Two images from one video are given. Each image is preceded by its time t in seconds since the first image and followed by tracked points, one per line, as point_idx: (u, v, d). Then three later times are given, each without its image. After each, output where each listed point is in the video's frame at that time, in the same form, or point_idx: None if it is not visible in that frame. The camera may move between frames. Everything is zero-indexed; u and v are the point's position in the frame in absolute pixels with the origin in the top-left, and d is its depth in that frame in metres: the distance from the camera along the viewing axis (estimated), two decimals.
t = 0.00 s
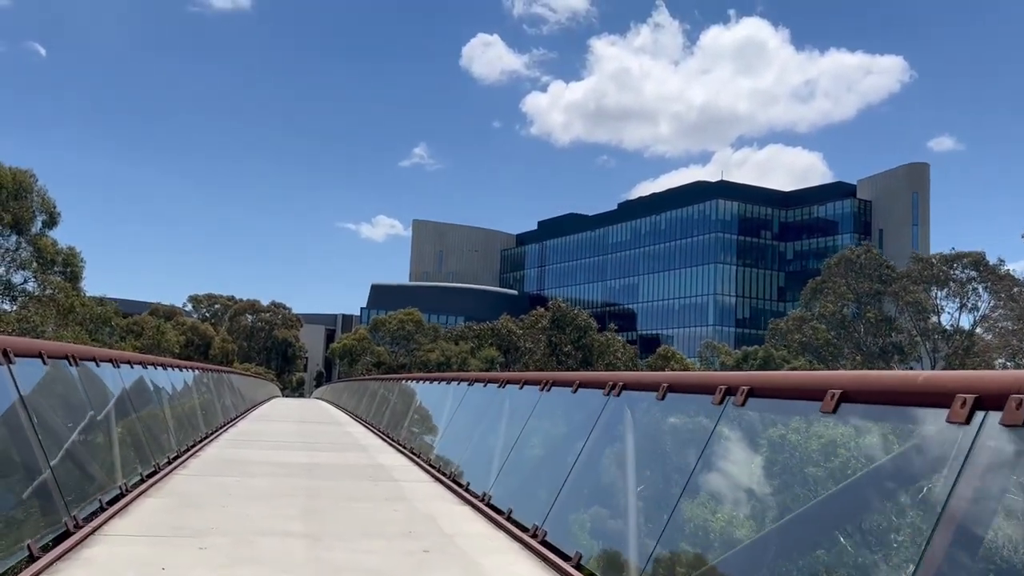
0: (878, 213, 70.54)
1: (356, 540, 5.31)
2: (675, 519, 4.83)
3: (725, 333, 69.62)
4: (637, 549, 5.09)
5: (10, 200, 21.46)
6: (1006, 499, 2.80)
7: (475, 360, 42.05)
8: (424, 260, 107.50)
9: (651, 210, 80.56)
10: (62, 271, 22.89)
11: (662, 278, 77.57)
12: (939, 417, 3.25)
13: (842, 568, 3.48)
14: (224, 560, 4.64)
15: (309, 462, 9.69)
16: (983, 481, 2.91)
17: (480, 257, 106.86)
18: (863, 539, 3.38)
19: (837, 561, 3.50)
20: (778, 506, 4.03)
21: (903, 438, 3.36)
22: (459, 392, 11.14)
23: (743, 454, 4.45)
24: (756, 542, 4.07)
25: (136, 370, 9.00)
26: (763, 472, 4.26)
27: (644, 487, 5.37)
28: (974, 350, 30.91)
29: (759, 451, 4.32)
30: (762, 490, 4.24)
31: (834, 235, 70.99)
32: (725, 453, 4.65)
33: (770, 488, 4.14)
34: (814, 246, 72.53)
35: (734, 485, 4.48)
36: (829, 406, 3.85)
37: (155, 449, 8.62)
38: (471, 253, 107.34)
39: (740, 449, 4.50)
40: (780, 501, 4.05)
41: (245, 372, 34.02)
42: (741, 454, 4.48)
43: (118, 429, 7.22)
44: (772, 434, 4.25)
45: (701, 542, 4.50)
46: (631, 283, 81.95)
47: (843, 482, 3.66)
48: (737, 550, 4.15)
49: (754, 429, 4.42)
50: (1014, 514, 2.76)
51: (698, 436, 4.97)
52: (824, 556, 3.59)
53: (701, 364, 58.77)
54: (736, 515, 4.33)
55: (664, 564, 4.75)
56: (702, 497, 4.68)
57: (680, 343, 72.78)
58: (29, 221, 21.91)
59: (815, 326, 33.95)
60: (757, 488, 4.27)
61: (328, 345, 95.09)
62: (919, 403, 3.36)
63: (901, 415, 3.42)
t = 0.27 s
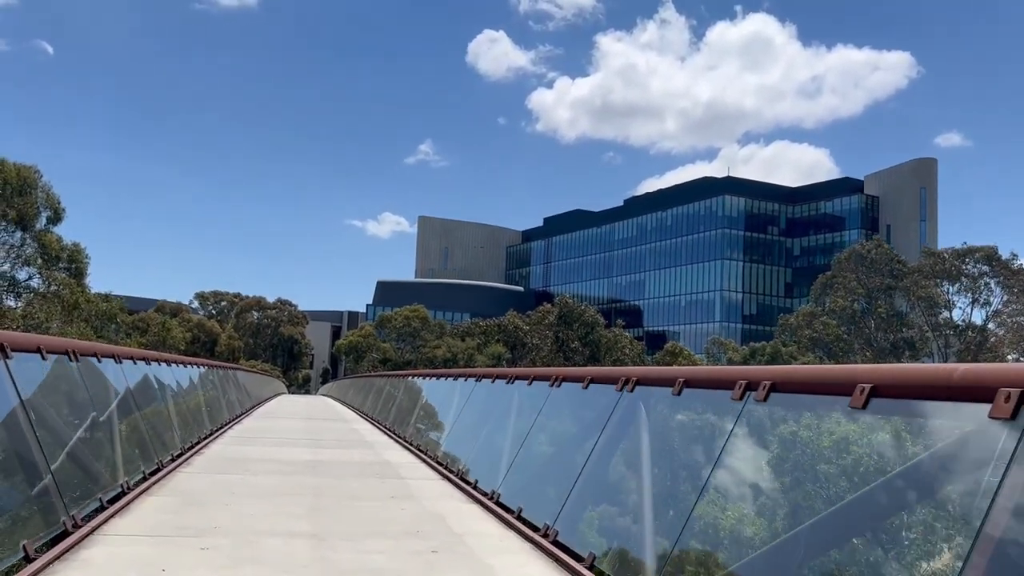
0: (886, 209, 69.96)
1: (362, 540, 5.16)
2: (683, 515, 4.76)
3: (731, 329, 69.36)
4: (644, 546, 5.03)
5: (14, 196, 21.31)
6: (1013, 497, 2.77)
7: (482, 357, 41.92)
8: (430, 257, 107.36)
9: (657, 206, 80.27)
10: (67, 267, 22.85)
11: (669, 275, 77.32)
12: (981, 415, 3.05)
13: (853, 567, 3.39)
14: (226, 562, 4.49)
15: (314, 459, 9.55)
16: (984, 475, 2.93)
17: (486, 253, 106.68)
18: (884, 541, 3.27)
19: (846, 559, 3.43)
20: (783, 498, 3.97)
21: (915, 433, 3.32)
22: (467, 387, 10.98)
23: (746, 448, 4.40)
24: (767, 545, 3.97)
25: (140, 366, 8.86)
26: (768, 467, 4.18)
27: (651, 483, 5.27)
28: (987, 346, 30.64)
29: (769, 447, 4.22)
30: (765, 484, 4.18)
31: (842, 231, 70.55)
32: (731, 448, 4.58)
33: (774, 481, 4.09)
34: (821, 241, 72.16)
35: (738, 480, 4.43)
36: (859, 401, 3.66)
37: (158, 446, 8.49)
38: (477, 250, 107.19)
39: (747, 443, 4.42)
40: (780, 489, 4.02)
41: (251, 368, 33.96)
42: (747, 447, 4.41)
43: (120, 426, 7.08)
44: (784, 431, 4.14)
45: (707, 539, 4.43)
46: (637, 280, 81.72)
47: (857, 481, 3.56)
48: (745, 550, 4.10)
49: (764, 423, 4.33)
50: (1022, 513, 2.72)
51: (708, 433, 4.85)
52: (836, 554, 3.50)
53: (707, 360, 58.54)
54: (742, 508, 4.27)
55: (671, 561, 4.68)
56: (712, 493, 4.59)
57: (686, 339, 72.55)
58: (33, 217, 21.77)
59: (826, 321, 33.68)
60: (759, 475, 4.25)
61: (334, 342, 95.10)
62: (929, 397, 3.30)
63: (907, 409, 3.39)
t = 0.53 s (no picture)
0: (896, 206, 69.39)
1: (371, 543, 5.02)
2: (692, 514, 4.74)
3: (741, 327, 69.03)
4: (654, 544, 5.01)
5: (20, 193, 21.16)
6: None
7: (491, 355, 41.79)
8: (438, 255, 107.29)
9: (666, 204, 79.96)
10: (75, 265, 22.99)
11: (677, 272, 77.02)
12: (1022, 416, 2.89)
13: (869, 567, 3.34)
14: (233, 568, 4.34)
15: (323, 459, 9.41)
16: (990, 474, 2.96)
17: (494, 251, 106.49)
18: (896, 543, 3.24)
19: (862, 561, 3.39)
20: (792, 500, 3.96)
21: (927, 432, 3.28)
22: (477, 385, 10.81)
23: (755, 447, 4.39)
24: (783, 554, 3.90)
25: (146, 364, 8.73)
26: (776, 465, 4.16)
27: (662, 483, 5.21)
28: (1003, 344, 30.32)
29: (783, 447, 4.15)
30: (774, 482, 4.16)
31: (851, 228, 70.04)
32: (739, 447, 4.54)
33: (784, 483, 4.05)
34: (831, 239, 71.70)
35: (747, 477, 4.41)
36: (896, 403, 3.46)
37: (165, 445, 8.36)
38: (485, 247, 107.06)
39: (761, 443, 4.36)
40: (785, 492, 4.02)
41: (259, 366, 33.95)
42: (754, 446, 4.40)
43: (125, 426, 6.93)
44: (799, 430, 4.10)
45: (716, 536, 4.42)
46: (645, 277, 81.45)
47: (873, 481, 3.50)
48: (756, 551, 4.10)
49: (779, 420, 4.27)
50: None
51: (717, 433, 4.81)
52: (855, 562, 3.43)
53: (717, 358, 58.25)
54: (748, 502, 4.30)
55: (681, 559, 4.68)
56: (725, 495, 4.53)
57: (695, 336, 72.28)
58: (41, 213, 21.65)
59: (840, 319, 33.49)
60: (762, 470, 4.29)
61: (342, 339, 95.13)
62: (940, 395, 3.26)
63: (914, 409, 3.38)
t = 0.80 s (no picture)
0: (909, 199, 68.78)
1: (384, 541, 4.89)
2: (702, 508, 4.72)
3: (752, 321, 68.74)
4: (667, 541, 4.99)
5: (31, 186, 21.14)
6: None
7: (502, 348, 41.69)
8: (448, 249, 107.18)
9: (676, 197, 79.59)
10: (84, 257, 23.08)
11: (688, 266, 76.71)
12: None
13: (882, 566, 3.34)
14: (242, 567, 4.21)
15: (334, 453, 9.29)
16: (1001, 469, 2.96)
17: (504, 245, 106.30)
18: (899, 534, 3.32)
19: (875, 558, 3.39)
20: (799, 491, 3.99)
21: (921, 414, 3.39)
22: (490, 379, 10.64)
23: (763, 442, 4.41)
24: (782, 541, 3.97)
25: (155, 357, 8.60)
26: (781, 458, 4.18)
27: (673, 478, 5.19)
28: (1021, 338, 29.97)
29: (799, 446, 4.10)
30: (782, 475, 4.16)
31: (863, 221, 69.47)
32: (745, 439, 4.59)
33: (794, 477, 4.05)
34: (843, 232, 71.20)
35: (753, 468, 4.44)
36: (941, 397, 3.27)
37: (174, 440, 8.25)
38: (495, 241, 106.89)
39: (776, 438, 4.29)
40: (794, 489, 4.02)
41: (269, 360, 33.95)
42: (760, 440, 4.45)
43: (133, 419, 6.81)
44: (813, 425, 4.05)
45: (729, 532, 4.39)
46: (656, 271, 81.16)
47: (889, 476, 3.49)
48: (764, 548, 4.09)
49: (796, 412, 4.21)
50: None
51: (725, 430, 4.80)
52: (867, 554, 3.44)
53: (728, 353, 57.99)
54: (753, 495, 4.32)
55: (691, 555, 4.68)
56: (737, 491, 4.48)
57: (705, 331, 71.99)
58: (50, 206, 21.59)
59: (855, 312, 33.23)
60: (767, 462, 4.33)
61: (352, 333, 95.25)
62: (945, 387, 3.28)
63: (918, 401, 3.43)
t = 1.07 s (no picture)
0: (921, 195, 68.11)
1: (398, 542, 4.75)
2: (715, 503, 4.69)
3: (762, 317, 68.36)
4: (679, 539, 4.93)
5: (41, 181, 21.14)
6: None
7: (512, 344, 41.53)
8: (457, 245, 107.06)
9: (686, 193, 79.20)
10: (94, 253, 23.17)
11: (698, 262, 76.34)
12: None
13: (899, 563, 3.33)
14: (251, 569, 4.08)
15: (344, 450, 9.16)
16: (1017, 465, 2.98)
17: (514, 241, 106.10)
18: (913, 530, 3.35)
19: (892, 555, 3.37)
20: (804, 479, 4.04)
21: (938, 417, 3.39)
22: (502, 375, 10.48)
23: (773, 438, 4.40)
24: (784, 533, 4.02)
25: (164, 354, 8.47)
26: (797, 456, 4.16)
27: (685, 475, 5.17)
28: None
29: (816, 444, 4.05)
30: (793, 472, 4.16)
31: (875, 217, 68.84)
32: (755, 437, 4.58)
33: (803, 471, 4.08)
34: (854, 228, 70.65)
35: (764, 464, 4.43)
36: (988, 398, 3.11)
37: (183, 438, 8.15)
38: (504, 237, 106.68)
39: (796, 436, 4.23)
40: (804, 485, 4.03)
41: (279, 356, 33.94)
42: (772, 436, 4.43)
43: (142, 417, 6.71)
44: (830, 422, 4.00)
45: (743, 531, 4.33)
46: (666, 267, 80.82)
47: (907, 475, 3.47)
48: (776, 539, 4.05)
49: (814, 409, 4.15)
50: None
51: (737, 429, 4.78)
52: (885, 546, 3.44)
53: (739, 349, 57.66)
54: (763, 492, 4.33)
55: (701, 552, 4.64)
56: (751, 489, 4.43)
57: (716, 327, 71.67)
58: (60, 202, 21.52)
59: (871, 308, 32.86)
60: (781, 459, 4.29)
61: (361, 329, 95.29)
62: (958, 386, 3.33)
63: (934, 397, 3.44)
